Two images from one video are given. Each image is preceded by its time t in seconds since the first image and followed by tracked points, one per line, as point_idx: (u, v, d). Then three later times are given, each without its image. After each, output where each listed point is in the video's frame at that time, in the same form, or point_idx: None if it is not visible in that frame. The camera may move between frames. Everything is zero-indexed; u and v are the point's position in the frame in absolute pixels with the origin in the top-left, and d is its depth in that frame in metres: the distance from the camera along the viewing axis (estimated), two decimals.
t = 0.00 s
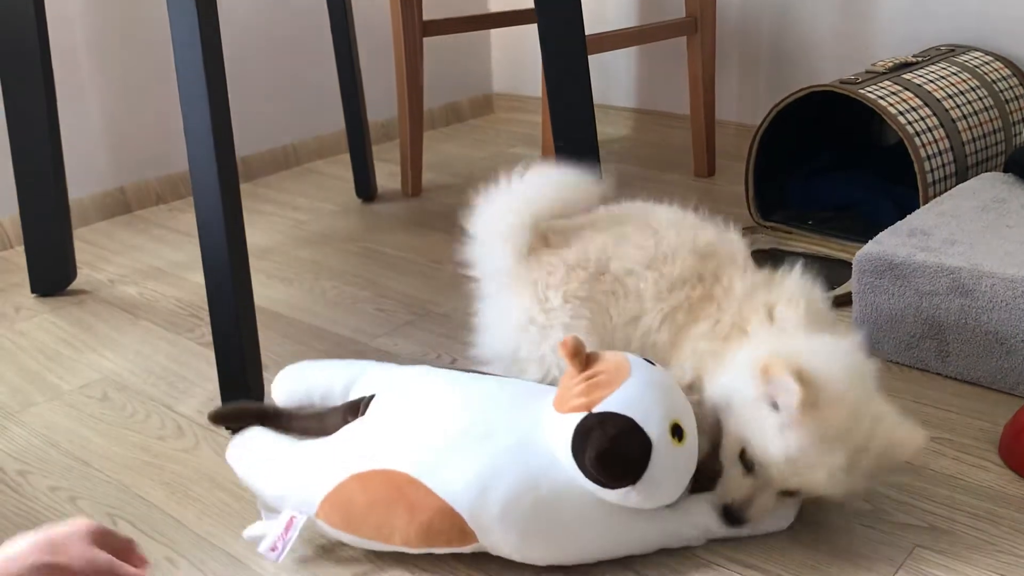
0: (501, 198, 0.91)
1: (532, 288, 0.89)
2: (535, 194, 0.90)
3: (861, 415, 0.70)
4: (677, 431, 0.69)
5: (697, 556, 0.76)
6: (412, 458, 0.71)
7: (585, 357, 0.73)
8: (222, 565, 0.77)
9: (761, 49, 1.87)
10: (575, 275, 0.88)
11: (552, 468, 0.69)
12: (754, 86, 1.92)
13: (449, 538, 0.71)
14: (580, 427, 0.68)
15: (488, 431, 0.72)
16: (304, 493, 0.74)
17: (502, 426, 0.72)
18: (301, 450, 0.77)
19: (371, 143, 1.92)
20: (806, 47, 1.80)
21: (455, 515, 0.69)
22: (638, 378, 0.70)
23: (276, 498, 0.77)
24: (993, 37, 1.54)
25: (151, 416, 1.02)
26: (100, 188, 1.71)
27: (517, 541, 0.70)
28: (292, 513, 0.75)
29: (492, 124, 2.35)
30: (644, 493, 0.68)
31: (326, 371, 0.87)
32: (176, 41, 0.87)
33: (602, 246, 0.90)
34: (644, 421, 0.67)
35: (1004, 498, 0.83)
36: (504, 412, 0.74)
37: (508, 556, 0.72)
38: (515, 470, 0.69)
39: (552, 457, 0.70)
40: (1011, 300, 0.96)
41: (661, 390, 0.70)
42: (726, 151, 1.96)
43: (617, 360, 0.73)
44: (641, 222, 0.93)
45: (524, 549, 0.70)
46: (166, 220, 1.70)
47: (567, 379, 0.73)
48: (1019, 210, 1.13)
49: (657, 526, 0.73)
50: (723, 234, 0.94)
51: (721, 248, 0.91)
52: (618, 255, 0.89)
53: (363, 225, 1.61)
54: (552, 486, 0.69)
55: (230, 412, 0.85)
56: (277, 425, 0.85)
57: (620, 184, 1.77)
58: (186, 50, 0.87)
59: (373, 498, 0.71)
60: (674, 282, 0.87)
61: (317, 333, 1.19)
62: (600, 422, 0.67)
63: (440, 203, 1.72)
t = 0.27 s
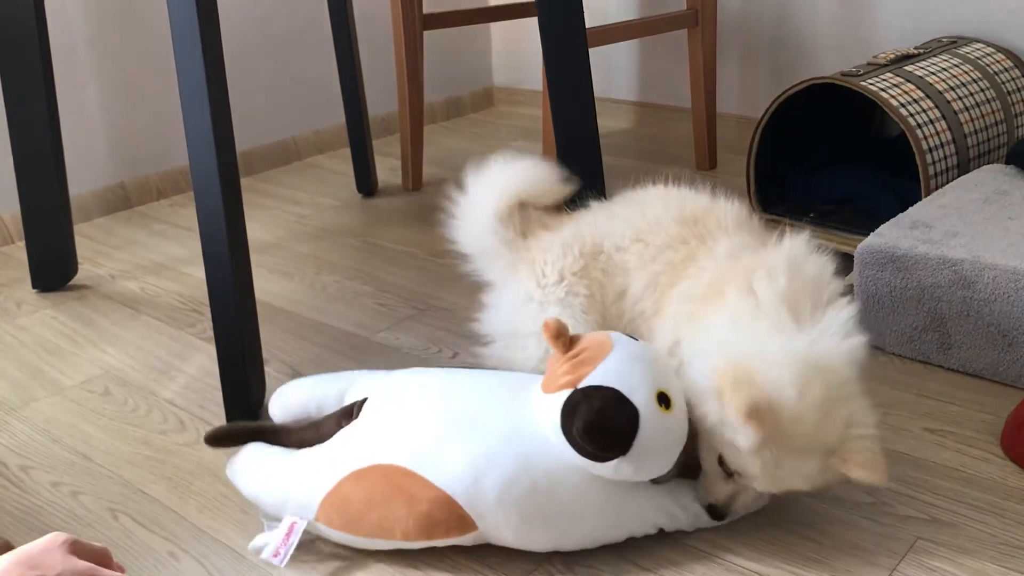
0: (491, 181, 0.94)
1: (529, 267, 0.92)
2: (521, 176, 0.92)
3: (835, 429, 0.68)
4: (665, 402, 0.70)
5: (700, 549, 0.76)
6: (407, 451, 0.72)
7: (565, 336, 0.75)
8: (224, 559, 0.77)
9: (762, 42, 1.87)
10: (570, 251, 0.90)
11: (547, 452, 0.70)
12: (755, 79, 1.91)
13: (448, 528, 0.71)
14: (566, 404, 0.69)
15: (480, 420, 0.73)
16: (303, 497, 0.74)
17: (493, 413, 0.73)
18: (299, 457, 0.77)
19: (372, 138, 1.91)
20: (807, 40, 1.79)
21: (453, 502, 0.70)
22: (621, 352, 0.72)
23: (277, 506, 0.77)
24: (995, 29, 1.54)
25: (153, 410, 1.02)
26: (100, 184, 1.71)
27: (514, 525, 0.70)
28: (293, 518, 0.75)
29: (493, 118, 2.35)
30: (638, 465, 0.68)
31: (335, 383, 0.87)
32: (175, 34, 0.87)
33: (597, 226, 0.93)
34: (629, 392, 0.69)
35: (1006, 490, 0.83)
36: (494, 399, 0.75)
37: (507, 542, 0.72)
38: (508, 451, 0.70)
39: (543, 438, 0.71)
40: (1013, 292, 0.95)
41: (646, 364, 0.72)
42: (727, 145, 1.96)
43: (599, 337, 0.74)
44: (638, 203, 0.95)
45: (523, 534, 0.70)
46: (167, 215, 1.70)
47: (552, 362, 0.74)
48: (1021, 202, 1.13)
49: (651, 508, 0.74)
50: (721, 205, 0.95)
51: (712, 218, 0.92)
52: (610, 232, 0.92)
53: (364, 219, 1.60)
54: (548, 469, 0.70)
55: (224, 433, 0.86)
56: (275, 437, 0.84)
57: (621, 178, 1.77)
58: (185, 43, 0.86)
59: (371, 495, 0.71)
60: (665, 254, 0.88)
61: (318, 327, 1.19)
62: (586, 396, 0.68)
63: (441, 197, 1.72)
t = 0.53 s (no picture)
0: (481, 176, 0.95)
1: (524, 263, 0.92)
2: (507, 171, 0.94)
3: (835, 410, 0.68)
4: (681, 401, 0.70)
5: (701, 544, 0.76)
6: (414, 442, 0.72)
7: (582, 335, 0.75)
8: (225, 555, 0.77)
9: (762, 38, 1.87)
10: (564, 246, 0.90)
11: (555, 446, 0.70)
12: (755, 74, 1.91)
13: (453, 520, 0.71)
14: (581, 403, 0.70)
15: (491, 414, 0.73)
16: (309, 483, 0.75)
17: (504, 409, 0.73)
18: (305, 444, 0.78)
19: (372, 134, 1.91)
20: (808, 36, 1.79)
21: (459, 494, 0.70)
22: (638, 355, 0.72)
23: (281, 491, 0.77)
24: (996, 25, 1.53)
25: (154, 407, 1.02)
26: (101, 180, 1.71)
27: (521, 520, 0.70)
28: (297, 504, 0.76)
29: (493, 114, 2.35)
30: (650, 466, 0.68)
31: (326, 370, 0.89)
32: (175, 30, 0.87)
33: (591, 221, 0.92)
34: (646, 392, 0.68)
35: (1007, 485, 0.83)
36: (507, 396, 0.75)
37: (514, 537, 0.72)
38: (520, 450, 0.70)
39: (554, 434, 0.71)
40: (1014, 287, 0.95)
41: (660, 364, 0.72)
42: (728, 141, 1.95)
43: (617, 339, 0.75)
44: (633, 196, 0.94)
45: (528, 529, 0.70)
46: (168, 212, 1.70)
47: (567, 360, 0.75)
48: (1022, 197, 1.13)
49: (660, 508, 0.73)
50: (715, 197, 0.94)
51: (708, 210, 0.91)
52: (604, 226, 0.91)
53: (365, 216, 1.60)
54: (555, 463, 0.70)
55: (227, 415, 0.86)
56: (279, 422, 0.85)
57: (621, 174, 1.76)
58: (184, 40, 0.87)
59: (377, 484, 0.71)
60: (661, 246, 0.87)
61: (319, 323, 1.19)
62: (602, 395, 0.69)
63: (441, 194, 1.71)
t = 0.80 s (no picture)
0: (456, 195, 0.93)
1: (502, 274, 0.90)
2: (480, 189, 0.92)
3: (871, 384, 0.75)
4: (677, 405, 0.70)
5: (701, 541, 0.76)
6: (417, 438, 0.72)
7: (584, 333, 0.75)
8: (226, 551, 0.77)
9: (763, 35, 1.86)
10: (542, 249, 0.90)
11: (556, 446, 0.70)
12: (756, 71, 1.91)
13: (454, 517, 0.71)
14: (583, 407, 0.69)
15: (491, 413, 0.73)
16: (312, 473, 0.75)
17: (504, 409, 0.73)
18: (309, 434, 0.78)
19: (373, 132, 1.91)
20: (809, 33, 1.79)
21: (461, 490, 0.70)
22: (642, 360, 0.71)
23: (283, 480, 0.77)
24: (997, 22, 1.53)
25: (155, 404, 1.02)
26: (102, 178, 1.71)
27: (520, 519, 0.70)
28: (299, 493, 0.76)
29: (494, 111, 2.35)
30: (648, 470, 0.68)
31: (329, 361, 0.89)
32: (176, 27, 0.87)
33: (575, 216, 0.93)
34: (647, 397, 0.68)
35: (1007, 482, 0.83)
36: (509, 395, 0.75)
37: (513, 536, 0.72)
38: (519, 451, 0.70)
39: (553, 435, 0.71)
40: (1015, 284, 0.95)
41: (659, 369, 0.71)
42: (729, 138, 1.95)
43: (622, 343, 0.74)
44: (610, 188, 0.95)
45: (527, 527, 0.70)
46: (169, 209, 1.70)
47: (572, 361, 0.74)
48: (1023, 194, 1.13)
49: (661, 510, 0.73)
50: (695, 194, 0.95)
51: (692, 206, 0.92)
52: (587, 221, 0.92)
53: (366, 213, 1.60)
54: (555, 463, 0.69)
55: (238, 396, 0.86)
56: (285, 409, 0.85)
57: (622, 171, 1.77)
58: (185, 38, 0.87)
59: (378, 477, 0.72)
60: (645, 244, 0.88)
61: (320, 321, 1.19)
62: (603, 398, 0.68)
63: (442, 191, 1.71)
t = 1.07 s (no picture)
0: (476, 177, 0.90)
1: (512, 271, 0.91)
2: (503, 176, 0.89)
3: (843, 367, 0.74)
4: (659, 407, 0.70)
5: (704, 542, 0.77)
6: (405, 444, 0.72)
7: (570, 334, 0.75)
8: (229, 551, 0.77)
9: (765, 35, 1.86)
10: (552, 251, 0.91)
11: (543, 451, 0.70)
12: (759, 72, 1.91)
13: (444, 522, 0.71)
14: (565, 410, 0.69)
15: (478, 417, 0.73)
16: (305, 483, 0.76)
17: (493, 412, 0.73)
18: (302, 444, 0.78)
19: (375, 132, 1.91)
20: (811, 34, 1.79)
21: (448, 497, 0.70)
22: (623, 361, 0.72)
23: (280, 489, 0.78)
24: (1000, 23, 1.53)
25: (158, 404, 1.02)
26: (104, 177, 1.71)
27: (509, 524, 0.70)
28: (295, 503, 0.77)
29: (496, 111, 2.35)
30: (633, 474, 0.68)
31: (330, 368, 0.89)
32: (180, 29, 0.87)
33: (587, 226, 0.93)
34: (630, 400, 0.68)
35: (1009, 484, 0.83)
36: (499, 398, 0.75)
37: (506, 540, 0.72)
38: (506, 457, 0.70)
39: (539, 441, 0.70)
40: (1017, 286, 0.95)
41: (642, 372, 0.72)
42: (731, 138, 1.95)
43: (603, 344, 0.74)
44: (624, 200, 0.95)
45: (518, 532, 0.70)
46: (171, 208, 1.70)
47: (556, 364, 0.75)
48: None
49: (653, 513, 0.73)
50: (700, 202, 0.95)
51: (695, 213, 0.93)
52: (596, 229, 0.92)
53: (368, 213, 1.61)
54: (542, 469, 0.69)
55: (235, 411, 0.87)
56: (282, 419, 0.86)
57: (623, 171, 1.77)
58: (189, 39, 0.87)
59: (367, 485, 0.72)
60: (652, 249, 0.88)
61: (322, 321, 1.19)
62: (585, 401, 0.68)
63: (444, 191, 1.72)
